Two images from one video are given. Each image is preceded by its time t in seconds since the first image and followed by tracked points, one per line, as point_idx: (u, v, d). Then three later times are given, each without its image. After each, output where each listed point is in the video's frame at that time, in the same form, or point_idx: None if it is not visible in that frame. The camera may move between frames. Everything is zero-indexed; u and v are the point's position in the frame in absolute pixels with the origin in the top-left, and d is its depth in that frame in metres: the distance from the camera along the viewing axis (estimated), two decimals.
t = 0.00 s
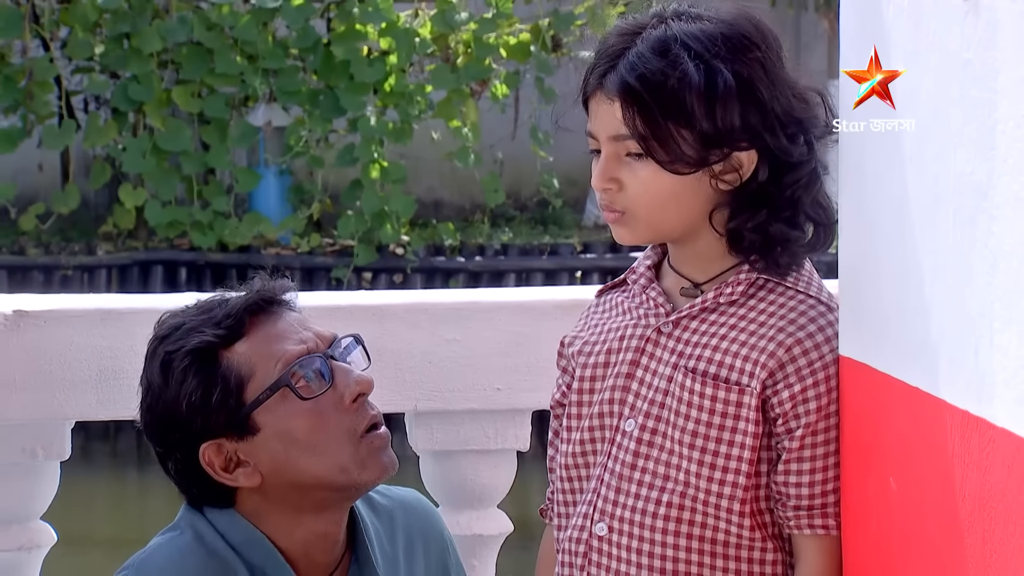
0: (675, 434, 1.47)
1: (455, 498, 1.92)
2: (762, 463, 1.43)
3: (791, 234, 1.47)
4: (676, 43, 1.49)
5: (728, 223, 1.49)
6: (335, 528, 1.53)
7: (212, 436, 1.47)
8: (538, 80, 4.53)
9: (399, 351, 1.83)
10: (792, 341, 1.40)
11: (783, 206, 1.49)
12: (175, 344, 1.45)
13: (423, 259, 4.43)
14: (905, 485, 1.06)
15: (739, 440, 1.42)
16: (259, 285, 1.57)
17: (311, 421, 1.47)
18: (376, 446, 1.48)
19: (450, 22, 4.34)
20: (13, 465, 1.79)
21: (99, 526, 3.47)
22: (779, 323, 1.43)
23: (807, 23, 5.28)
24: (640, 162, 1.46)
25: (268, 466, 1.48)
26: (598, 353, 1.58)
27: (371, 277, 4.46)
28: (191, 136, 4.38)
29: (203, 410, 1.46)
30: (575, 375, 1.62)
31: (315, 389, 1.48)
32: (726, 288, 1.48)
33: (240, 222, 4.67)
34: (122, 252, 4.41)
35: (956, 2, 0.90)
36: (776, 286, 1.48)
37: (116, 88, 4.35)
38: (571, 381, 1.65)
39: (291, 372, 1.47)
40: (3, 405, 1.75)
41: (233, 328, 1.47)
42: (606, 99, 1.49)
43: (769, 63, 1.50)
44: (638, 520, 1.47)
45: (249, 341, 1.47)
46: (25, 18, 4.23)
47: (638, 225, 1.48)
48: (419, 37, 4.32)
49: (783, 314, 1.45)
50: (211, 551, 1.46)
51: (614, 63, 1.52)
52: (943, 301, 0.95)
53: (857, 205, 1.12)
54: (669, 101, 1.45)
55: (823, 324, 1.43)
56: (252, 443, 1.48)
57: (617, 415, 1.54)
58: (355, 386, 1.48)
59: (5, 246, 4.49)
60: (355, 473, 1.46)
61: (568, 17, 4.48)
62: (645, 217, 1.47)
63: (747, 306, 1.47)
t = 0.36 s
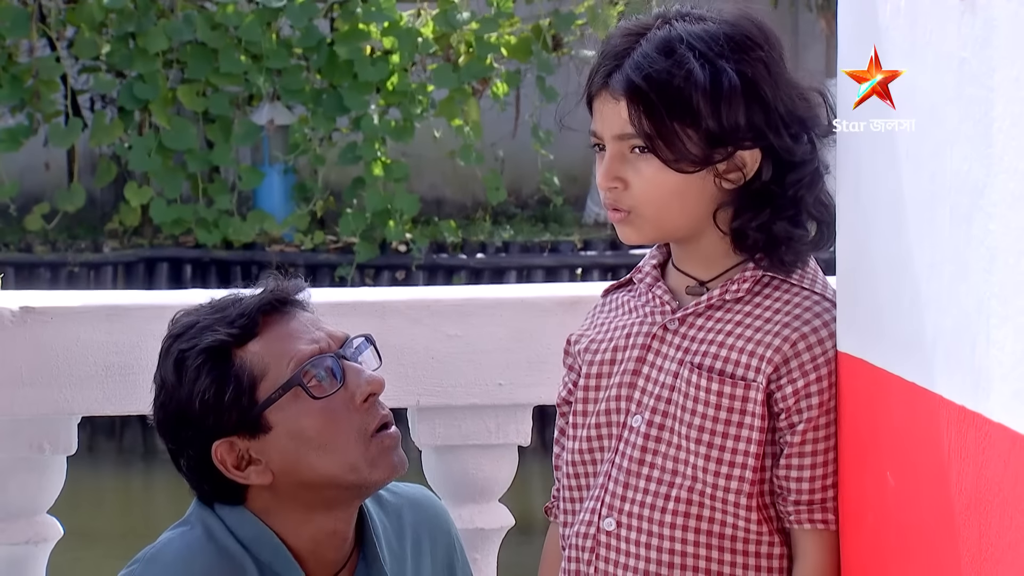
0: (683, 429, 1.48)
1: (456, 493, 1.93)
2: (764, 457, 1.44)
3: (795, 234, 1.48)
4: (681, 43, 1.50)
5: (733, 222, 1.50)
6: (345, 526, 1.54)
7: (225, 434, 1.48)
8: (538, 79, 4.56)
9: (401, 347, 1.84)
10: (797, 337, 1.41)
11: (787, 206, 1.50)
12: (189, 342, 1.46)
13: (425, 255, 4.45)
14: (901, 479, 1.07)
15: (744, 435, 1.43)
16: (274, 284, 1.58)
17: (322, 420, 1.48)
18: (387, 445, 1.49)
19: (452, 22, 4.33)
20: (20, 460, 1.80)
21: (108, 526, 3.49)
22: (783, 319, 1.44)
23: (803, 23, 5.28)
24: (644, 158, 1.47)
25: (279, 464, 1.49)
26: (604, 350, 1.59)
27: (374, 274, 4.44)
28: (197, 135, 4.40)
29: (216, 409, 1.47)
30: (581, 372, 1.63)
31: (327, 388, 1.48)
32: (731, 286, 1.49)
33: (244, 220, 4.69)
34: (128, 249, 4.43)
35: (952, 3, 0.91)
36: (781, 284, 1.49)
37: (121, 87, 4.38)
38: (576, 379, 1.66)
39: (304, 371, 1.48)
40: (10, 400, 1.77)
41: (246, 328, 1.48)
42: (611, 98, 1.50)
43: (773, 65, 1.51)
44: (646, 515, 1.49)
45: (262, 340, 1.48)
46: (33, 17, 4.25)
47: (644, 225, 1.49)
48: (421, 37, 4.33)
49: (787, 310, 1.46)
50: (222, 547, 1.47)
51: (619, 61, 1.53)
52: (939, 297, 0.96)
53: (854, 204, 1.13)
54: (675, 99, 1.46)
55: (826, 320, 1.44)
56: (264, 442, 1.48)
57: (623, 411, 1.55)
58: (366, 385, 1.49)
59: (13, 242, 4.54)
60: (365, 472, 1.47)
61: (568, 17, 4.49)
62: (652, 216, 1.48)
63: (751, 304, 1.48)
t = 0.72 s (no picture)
0: (679, 425, 1.49)
1: (455, 488, 1.94)
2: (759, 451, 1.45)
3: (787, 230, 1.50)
4: (686, 33, 1.51)
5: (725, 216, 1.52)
6: (348, 520, 1.56)
7: (230, 428, 1.50)
8: (538, 79, 4.57)
9: (402, 344, 1.85)
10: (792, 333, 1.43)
11: (779, 203, 1.51)
12: (195, 337, 1.48)
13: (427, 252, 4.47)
14: (896, 472, 1.08)
15: (739, 429, 1.45)
16: (280, 281, 1.59)
17: (325, 415, 1.48)
18: (390, 440, 1.49)
19: (452, 22, 4.33)
20: (25, 454, 1.82)
21: (112, 524, 3.53)
22: (778, 315, 1.45)
23: (800, 23, 5.37)
24: (642, 142, 1.48)
25: (283, 458, 1.50)
26: (601, 347, 1.61)
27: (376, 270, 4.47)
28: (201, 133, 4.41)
29: (222, 404, 1.48)
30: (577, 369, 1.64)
31: (330, 383, 1.49)
32: (724, 282, 1.50)
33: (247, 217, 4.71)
34: (133, 246, 4.45)
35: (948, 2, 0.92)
36: (774, 280, 1.50)
37: (126, 85, 4.39)
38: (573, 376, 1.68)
39: (307, 367, 1.49)
40: (15, 395, 1.78)
41: (252, 324, 1.49)
42: (612, 85, 1.51)
43: (772, 61, 1.53)
44: (644, 510, 1.50)
45: (267, 336, 1.50)
46: (39, 17, 4.25)
47: (637, 212, 1.49)
48: (422, 36, 4.33)
49: (781, 306, 1.47)
50: (226, 539, 1.48)
51: (623, 49, 1.54)
52: (933, 293, 0.97)
53: (849, 203, 1.15)
54: (679, 88, 1.47)
55: (820, 315, 1.45)
56: (268, 436, 1.49)
57: (620, 408, 1.56)
58: (369, 380, 1.50)
59: (20, 239, 4.58)
60: (368, 467, 1.47)
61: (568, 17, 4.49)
62: (647, 204, 1.48)
63: (746, 301, 1.49)
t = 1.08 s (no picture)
0: (673, 426, 1.50)
1: (456, 485, 1.95)
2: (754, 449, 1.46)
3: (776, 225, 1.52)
4: (692, 24, 1.53)
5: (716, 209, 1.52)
6: (357, 518, 1.57)
7: (240, 425, 1.51)
8: (538, 80, 4.59)
9: (404, 342, 1.87)
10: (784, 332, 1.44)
11: (770, 200, 1.53)
12: (205, 336, 1.49)
13: (427, 252, 4.48)
14: (891, 470, 1.09)
15: (733, 429, 1.46)
16: (289, 280, 1.60)
17: (334, 411, 1.50)
18: (397, 437, 1.51)
19: (453, 24, 4.33)
20: (30, 452, 1.83)
21: (117, 519, 3.55)
22: (770, 314, 1.47)
23: (797, 26, 5.39)
24: (640, 126, 1.49)
25: (291, 455, 1.51)
26: (592, 349, 1.61)
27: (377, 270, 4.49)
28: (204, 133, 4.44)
29: (231, 401, 1.49)
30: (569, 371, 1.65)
31: (338, 380, 1.50)
32: (711, 283, 1.51)
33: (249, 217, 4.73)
34: (136, 246, 4.46)
35: (943, 4, 0.93)
36: (760, 278, 1.51)
37: (130, 87, 4.41)
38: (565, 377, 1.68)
39: (314, 364, 1.50)
40: (20, 394, 1.79)
41: (261, 323, 1.50)
42: (614, 69, 1.52)
43: (772, 60, 1.55)
44: (640, 510, 1.51)
45: (276, 335, 1.50)
46: (44, 19, 4.27)
47: (629, 194, 1.50)
48: (423, 38, 4.35)
49: (772, 304, 1.48)
50: (236, 533, 1.49)
51: (628, 35, 1.55)
52: (930, 293, 0.98)
53: (844, 206, 1.16)
54: (684, 76, 1.48)
55: (809, 313, 1.46)
56: (277, 433, 1.51)
57: (614, 409, 1.56)
58: (376, 378, 1.51)
59: (23, 241, 4.56)
60: (376, 463, 1.49)
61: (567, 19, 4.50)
62: (641, 188, 1.49)
63: (735, 300, 1.50)
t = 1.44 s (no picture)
0: (664, 415, 1.50)
1: (456, 483, 1.96)
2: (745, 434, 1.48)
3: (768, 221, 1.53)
4: (689, 25, 1.54)
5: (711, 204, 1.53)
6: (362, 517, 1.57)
7: (244, 426, 1.51)
8: (537, 82, 4.60)
9: (404, 341, 1.87)
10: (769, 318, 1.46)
11: (765, 196, 1.54)
12: (208, 337, 1.50)
13: (427, 253, 4.50)
14: (888, 469, 1.10)
15: (723, 417, 1.47)
16: (290, 281, 1.61)
17: (337, 409, 1.51)
18: (399, 434, 1.52)
19: (453, 26, 4.33)
20: (34, 450, 1.85)
21: (121, 517, 3.57)
22: (756, 301, 1.48)
23: (795, 27, 5.39)
24: (640, 125, 1.49)
25: (296, 454, 1.52)
26: (582, 341, 1.61)
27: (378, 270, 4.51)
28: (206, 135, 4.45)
29: (234, 401, 1.50)
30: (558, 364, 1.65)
31: (341, 377, 1.51)
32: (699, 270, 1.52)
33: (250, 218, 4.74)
34: (138, 246, 4.48)
35: (939, 7, 0.94)
36: (748, 268, 1.52)
37: (133, 88, 4.42)
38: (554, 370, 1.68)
39: (317, 363, 1.50)
40: (24, 393, 1.80)
41: (263, 323, 1.51)
42: (611, 68, 1.52)
43: (764, 62, 1.57)
44: (634, 499, 1.51)
45: (278, 335, 1.51)
46: (47, 21, 4.27)
47: (628, 192, 1.50)
48: (422, 40, 4.35)
49: (758, 293, 1.49)
50: (240, 533, 1.50)
51: (626, 34, 1.55)
52: (925, 291, 0.98)
53: (838, 206, 1.16)
54: (685, 76, 1.49)
55: (791, 298, 1.48)
56: (281, 432, 1.51)
57: (604, 399, 1.57)
58: (378, 375, 1.52)
59: (28, 239, 4.62)
60: (379, 460, 1.50)
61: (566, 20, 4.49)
62: (641, 187, 1.49)
63: (720, 288, 1.51)
